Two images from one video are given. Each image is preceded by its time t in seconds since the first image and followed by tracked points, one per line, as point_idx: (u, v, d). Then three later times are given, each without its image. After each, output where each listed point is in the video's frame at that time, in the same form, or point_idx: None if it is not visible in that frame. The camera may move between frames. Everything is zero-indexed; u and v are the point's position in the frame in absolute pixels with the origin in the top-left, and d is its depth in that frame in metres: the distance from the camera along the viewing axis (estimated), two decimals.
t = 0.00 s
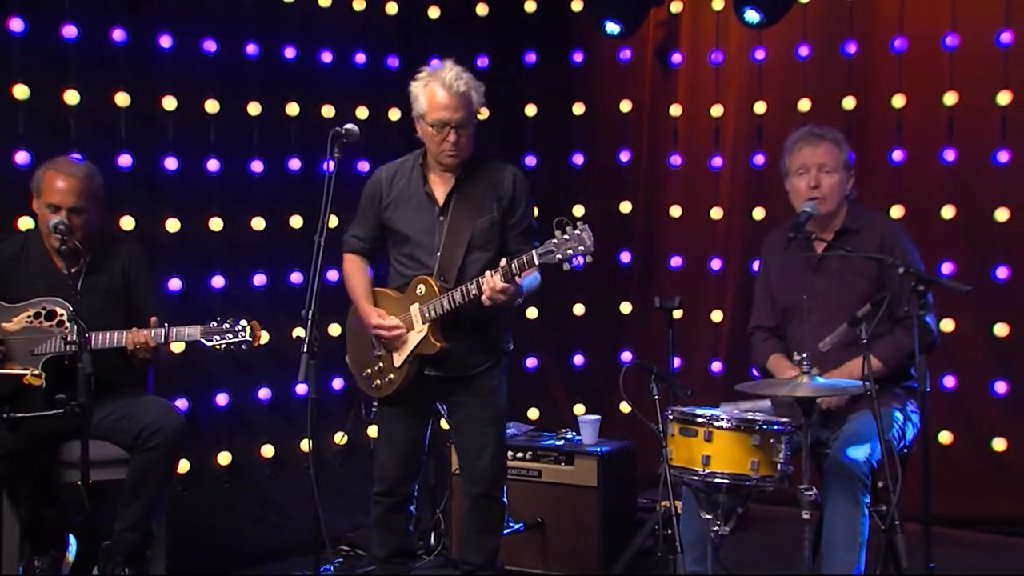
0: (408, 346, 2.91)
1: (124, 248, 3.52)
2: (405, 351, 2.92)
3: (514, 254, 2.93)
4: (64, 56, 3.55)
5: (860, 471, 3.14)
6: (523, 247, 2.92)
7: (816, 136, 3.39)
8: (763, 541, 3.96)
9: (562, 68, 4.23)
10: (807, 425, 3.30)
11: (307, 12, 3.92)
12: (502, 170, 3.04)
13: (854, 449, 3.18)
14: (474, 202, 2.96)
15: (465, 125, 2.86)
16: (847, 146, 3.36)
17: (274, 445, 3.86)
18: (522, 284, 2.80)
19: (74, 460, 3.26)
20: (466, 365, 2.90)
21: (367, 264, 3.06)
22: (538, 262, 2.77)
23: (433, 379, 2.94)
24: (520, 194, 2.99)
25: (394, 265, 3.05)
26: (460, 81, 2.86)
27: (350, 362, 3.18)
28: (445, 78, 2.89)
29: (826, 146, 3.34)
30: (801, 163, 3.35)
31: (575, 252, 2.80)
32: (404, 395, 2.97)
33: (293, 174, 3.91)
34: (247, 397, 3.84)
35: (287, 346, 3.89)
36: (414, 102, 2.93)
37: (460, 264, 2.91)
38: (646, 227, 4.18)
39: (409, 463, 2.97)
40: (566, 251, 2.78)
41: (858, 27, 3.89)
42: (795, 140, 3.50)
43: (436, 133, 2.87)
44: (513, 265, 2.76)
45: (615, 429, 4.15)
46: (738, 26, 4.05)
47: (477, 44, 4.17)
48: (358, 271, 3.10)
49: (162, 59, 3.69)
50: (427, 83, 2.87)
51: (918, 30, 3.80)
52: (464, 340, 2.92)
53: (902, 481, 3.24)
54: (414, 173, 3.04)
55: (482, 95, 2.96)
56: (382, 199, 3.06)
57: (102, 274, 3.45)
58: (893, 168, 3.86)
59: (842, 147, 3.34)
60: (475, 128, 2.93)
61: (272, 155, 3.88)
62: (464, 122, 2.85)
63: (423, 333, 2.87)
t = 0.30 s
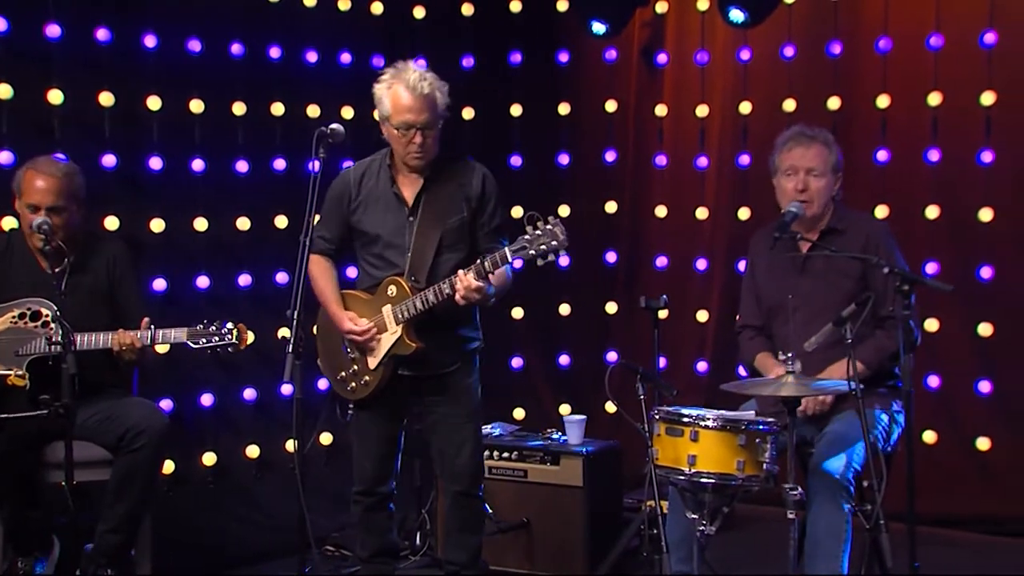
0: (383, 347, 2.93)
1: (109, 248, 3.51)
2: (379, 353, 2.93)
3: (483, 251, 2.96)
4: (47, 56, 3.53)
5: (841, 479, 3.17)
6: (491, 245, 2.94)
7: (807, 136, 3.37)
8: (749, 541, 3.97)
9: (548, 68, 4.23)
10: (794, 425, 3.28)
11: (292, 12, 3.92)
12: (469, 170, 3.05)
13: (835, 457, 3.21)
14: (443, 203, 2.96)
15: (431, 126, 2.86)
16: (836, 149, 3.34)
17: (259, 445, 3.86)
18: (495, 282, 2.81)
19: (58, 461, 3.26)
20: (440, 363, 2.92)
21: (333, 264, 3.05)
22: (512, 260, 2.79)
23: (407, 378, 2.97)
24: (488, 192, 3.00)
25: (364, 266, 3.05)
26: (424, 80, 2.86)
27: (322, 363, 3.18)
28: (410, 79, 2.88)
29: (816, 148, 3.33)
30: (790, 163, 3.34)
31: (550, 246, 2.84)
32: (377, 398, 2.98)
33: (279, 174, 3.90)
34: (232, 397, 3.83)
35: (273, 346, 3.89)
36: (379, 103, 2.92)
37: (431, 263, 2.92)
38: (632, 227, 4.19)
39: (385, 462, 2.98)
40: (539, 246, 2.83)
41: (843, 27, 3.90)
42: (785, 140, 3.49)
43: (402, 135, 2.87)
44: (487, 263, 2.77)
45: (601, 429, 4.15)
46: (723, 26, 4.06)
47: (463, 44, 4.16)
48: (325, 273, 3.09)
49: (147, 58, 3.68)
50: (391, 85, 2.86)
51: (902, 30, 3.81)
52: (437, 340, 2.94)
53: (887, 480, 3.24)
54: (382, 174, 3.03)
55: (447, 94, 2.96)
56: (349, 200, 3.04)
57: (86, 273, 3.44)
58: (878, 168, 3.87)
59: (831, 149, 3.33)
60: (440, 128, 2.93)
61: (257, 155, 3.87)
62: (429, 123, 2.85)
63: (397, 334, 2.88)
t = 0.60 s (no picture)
0: (356, 347, 2.99)
1: (94, 247, 3.50)
2: (353, 353, 3.00)
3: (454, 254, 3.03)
4: (30, 55, 3.51)
5: (826, 479, 3.17)
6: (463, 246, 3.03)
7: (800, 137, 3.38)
8: (735, 540, 3.98)
9: (534, 68, 4.23)
10: (778, 426, 3.29)
11: (277, 12, 3.91)
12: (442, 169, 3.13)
13: (819, 458, 3.21)
14: (415, 201, 3.03)
15: (403, 112, 2.95)
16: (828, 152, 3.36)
17: (245, 445, 3.85)
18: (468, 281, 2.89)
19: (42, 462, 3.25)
20: (411, 364, 3.00)
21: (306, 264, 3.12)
22: (488, 258, 2.86)
23: (380, 377, 3.04)
24: (461, 192, 3.09)
25: (338, 266, 3.12)
26: (396, 73, 2.98)
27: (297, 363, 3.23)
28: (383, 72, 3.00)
29: (807, 149, 3.34)
30: (779, 164, 3.35)
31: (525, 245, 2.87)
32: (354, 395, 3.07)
33: (264, 174, 3.90)
34: (218, 397, 3.82)
35: (259, 346, 3.88)
36: (353, 97, 3.03)
37: (405, 263, 2.99)
38: (618, 227, 4.20)
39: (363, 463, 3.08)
40: (515, 245, 2.87)
41: (828, 27, 3.91)
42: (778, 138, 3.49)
43: (374, 121, 2.95)
44: (461, 262, 2.85)
45: (587, 429, 4.16)
46: (708, 26, 4.07)
47: (449, 44, 4.15)
48: (302, 274, 3.16)
49: (131, 58, 3.67)
50: (365, 76, 2.98)
51: (887, 30, 3.82)
52: (411, 339, 3.01)
53: (872, 480, 3.24)
54: (356, 173, 3.11)
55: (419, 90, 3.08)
56: (324, 200, 3.12)
57: (70, 272, 3.44)
58: (863, 168, 3.88)
59: (822, 152, 3.34)
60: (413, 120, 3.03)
61: (243, 155, 3.86)
62: (402, 109, 2.94)
63: (371, 334, 2.95)
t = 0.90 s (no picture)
0: (334, 348, 3.11)
1: (78, 248, 3.49)
2: (330, 354, 3.12)
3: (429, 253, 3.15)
4: (13, 55, 3.50)
5: (812, 480, 3.17)
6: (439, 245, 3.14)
7: (787, 136, 3.38)
8: (721, 539, 3.99)
9: (520, 68, 4.23)
10: (764, 425, 3.30)
11: (261, 11, 3.90)
12: (415, 169, 3.25)
13: (807, 458, 3.22)
14: (389, 202, 3.15)
15: (375, 110, 3.05)
16: (814, 151, 3.36)
17: (230, 446, 3.84)
18: (446, 280, 2.98)
19: (25, 463, 3.24)
20: (389, 364, 3.13)
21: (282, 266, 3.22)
22: (466, 257, 2.95)
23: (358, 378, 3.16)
24: (434, 191, 3.20)
25: (313, 267, 3.24)
26: (367, 73, 3.08)
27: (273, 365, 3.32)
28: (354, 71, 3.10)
29: (793, 147, 3.34)
30: (764, 162, 3.35)
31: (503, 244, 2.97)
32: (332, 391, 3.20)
33: (249, 174, 3.89)
34: (203, 397, 3.82)
35: (244, 347, 3.88)
36: (323, 97, 3.12)
37: (381, 263, 3.11)
38: (603, 227, 4.20)
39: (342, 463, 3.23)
40: (493, 244, 2.96)
41: (812, 27, 3.92)
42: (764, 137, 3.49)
43: (347, 119, 3.04)
44: (440, 262, 2.94)
45: (573, 429, 4.16)
46: (693, 27, 4.08)
47: (435, 44, 4.15)
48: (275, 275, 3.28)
49: (116, 58, 3.66)
50: (336, 76, 3.08)
51: (872, 31, 3.83)
52: (388, 339, 3.13)
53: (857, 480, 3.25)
54: (328, 175, 3.24)
55: (390, 90, 3.19)
56: (297, 203, 3.24)
57: (54, 272, 3.43)
58: (848, 168, 3.89)
59: (808, 150, 3.35)
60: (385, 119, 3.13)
61: (228, 155, 3.85)
62: (374, 107, 3.04)
63: (349, 334, 3.07)
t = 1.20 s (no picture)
0: (317, 347, 3.10)
1: (64, 248, 3.47)
2: (313, 353, 3.11)
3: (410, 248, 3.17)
4: None
5: (799, 478, 3.18)
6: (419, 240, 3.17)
7: (773, 137, 3.40)
8: (707, 539, 3.99)
9: (507, 68, 4.23)
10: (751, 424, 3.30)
11: (248, 11, 3.89)
12: (394, 168, 3.28)
13: (794, 451, 3.24)
14: (370, 200, 3.18)
15: (353, 107, 3.10)
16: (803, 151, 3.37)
17: (217, 446, 3.83)
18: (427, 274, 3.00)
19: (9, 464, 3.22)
20: (373, 363, 3.15)
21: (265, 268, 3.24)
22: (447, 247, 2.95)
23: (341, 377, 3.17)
24: (414, 189, 3.22)
25: (294, 267, 3.25)
26: (345, 72, 3.14)
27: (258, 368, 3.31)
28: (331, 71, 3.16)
29: (780, 147, 3.35)
30: (754, 161, 3.36)
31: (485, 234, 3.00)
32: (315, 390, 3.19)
33: (236, 174, 3.88)
34: (189, 397, 3.81)
35: (231, 347, 3.87)
36: (302, 96, 3.17)
37: (363, 261, 3.13)
38: (591, 227, 4.20)
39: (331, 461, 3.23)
40: (475, 234, 2.99)
41: (799, 28, 3.92)
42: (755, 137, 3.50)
43: (325, 117, 3.09)
44: (422, 254, 2.95)
45: (561, 429, 4.16)
46: (680, 27, 4.08)
47: (422, 44, 4.15)
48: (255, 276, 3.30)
49: (102, 57, 3.65)
50: (314, 75, 3.13)
51: (858, 31, 3.84)
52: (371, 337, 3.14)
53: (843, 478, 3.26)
54: (308, 175, 3.26)
55: (368, 89, 3.24)
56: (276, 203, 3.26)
57: (40, 273, 3.42)
58: (834, 168, 3.90)
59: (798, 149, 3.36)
60: (363, 117, 3.18)
61: (214, 155, 3.84)
62: (351, 104, 3.10)
63: (332, 332, 3.06)
